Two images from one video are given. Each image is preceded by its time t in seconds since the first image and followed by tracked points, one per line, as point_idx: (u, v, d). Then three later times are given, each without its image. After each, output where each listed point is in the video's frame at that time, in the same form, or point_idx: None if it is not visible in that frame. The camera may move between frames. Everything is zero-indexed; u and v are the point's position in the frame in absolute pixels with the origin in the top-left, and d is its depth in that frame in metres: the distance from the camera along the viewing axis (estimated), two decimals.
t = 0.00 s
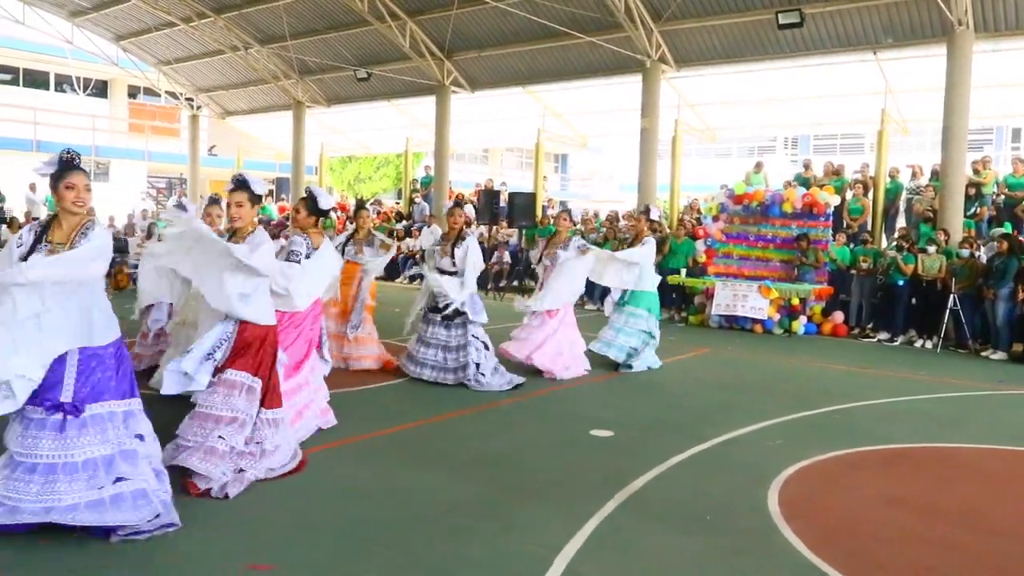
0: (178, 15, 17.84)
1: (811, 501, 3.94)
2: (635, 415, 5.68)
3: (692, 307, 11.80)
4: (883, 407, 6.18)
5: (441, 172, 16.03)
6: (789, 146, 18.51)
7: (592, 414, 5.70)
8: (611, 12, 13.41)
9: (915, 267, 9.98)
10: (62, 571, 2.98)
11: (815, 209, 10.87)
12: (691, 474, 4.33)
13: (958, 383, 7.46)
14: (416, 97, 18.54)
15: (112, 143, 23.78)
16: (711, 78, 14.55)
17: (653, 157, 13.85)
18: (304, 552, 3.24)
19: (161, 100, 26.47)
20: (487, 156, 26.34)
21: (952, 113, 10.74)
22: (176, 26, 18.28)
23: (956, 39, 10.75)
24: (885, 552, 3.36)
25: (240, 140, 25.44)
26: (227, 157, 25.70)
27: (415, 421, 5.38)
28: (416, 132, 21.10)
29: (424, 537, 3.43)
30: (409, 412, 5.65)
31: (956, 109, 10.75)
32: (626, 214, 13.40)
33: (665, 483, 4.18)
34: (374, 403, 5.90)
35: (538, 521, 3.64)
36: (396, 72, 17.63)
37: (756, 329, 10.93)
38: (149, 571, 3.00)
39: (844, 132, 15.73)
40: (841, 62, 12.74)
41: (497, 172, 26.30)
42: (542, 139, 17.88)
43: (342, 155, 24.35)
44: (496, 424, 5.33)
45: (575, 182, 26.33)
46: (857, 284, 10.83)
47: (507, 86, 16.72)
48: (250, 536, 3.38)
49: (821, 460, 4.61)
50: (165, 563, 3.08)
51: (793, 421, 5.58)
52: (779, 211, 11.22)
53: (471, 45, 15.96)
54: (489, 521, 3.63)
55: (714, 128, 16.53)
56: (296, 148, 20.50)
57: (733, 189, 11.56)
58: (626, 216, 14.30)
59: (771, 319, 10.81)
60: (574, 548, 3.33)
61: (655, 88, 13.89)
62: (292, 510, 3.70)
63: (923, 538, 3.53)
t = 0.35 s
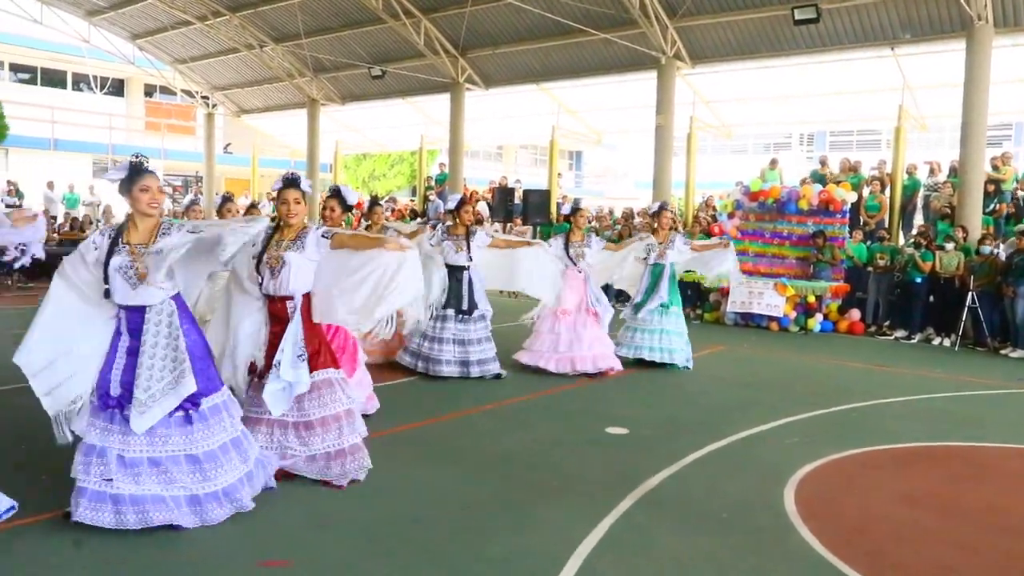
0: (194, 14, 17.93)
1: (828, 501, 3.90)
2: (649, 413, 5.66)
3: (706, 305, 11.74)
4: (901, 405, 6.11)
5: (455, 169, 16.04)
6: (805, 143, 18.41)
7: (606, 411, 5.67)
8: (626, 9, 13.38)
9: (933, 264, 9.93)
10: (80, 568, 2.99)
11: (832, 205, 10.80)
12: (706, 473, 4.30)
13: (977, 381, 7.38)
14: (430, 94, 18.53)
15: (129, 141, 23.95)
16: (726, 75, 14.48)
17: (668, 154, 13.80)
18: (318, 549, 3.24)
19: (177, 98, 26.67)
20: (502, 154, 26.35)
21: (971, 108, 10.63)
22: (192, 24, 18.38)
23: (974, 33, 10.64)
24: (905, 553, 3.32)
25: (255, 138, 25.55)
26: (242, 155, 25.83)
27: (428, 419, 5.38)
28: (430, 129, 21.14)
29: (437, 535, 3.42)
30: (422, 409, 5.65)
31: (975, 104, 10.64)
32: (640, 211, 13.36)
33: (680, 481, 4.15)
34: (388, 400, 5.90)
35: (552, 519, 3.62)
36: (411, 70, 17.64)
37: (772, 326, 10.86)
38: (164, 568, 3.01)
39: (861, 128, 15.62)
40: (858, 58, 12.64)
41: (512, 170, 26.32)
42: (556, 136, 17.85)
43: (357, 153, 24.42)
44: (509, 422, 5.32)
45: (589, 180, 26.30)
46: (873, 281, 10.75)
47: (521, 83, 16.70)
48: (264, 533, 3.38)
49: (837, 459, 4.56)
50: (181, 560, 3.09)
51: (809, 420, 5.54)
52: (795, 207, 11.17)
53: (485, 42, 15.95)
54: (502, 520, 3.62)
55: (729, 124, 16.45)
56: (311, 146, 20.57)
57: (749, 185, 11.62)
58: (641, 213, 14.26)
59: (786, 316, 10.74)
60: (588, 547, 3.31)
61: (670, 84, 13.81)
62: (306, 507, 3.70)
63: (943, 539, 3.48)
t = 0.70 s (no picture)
0: (209, 11, 18.03)
1: (841, 498, 3.88)
2: (662, 410, 5.64)
3: (721, 302, 11.69)
4: (916, 403, 6.07)
5: (468, 165, 16.01)
6: (821, 139, 18.27)
7: (618, 408, 5.66)
8: (639, 4, 13.33)
9: (949, 261, 9.83)
10: (94, 560, 3.04)
11: (846, 202, 10.71)
12: (718, 469, 4.29)
13: (994, 379, 7.30)
14: (443, 90, 18.54)
15: (144, 138, 24.10)
16: (741, 70, 14.40)
17: (682, 150, 13.75)
18: (331, 543, 3.26)
19: (192, 95, 26.83)
20: (515, 150, 26.37)
21: (989, 103, 10.53)
22: (206, 21, 18.47)
23: (992, 27, 10.53)
24: (917, 551, 3.30)
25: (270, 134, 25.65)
26: (256, 152, 25.95)
27: (440, 414, 5.40)
28: (443, 125, 21.12)
29: (450, 530, 3.44)
30: (434, 405, 5.67)
31: (994, 99, 10.54)
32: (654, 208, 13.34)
33: (692, 478, 4.14)
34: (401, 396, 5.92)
35: (564, 516, 3.62)
36: (424, 66, 17.65)
37: (786, 323, 10.79)
38: (178, 561, 3.04)
39: (877, 123, 15.50)
40: (874, 53, 12.53)
41: (525, 166, 26.30)
42: (570, 132, 17.82)
43: (370, 149, 24.49)
44: (521, 418, 5.33)
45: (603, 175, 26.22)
46: (889, 277, 10.67)
47: (535, 79, 16.67)
48: (276, 527, 3.40)
49: (850, 457, 4.54)
50: (195, 553, 3.12)
51: (824, 417, 5.51)
52: (809, 204, 11.11)
53: (498, 38, 15.93)
54: (514, 515, 3.62)
55: (743, 120, 16.36)
56: (324, 142, 20.63)
57: (763, 182, 11.56)
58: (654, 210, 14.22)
59: (801, 313, 10.68)
60: (599, 542, 3.32)
61: (684, 79, 13.75)
62: (317, 501, 3.72)
63: (956, 537, 3.46)
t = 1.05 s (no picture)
0: (220, 5, 18.13)
1: (839, 493, 3.90)
2: (664, 405, 5.65)
3: (728, 297, 11.67)
4: (920, 400, 6.06)
5: (478, 159, 16.06)
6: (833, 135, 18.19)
7: (621, 403, 5.68)
8: None
9: (959, 258, 9.81)
10: (102, 545, 3.11)
11: (856, 197, 10.67)
12: (718, 464, 4.31)
13: (1000, 377, 7.28)
14: (453, 85, 18.57)
15: (157, 132, 24.26)
16: (751, 66, 14.36)
17: (691, 145, 13.73)
18: (331, 533, 3.30)
19: (204, 89, 26.97)
20: (526, 145, 26.40)
21: (1000, 99, 10.47)
22: (218, 16, 18.57)
23: (1004, 23, 10.47)
24: (914, 547, 3.32)
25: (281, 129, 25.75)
26: (268, 146, 26.07)
27: (443, 408, 5.43)
28: (453, 120, 21.15)
29: (449, 521, 3.48)
30: (437, 398, 5.70)
31: (1004, 96, 10.48)
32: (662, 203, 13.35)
33: (692, 473, 4.16)
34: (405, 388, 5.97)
35: (563, 509, 3.65)
36: (434, 61, 17.67)
37: (793, 320, 10.77)
38: (180, 550, 3.09)
39: (888, 119, 15.42)
40: (885, 48, 12.47)
41: (536, 161, 26.28)
42: (579, 128, 17.81)
43: (381, 144, 24.58)
44: (524, 411, 5.36)
45: (614, 171, 26.19)
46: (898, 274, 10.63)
47: (545, 74, 16.67)
48: (277, 517, 3.45)
49: (851, 453, 4.55)
50: (197, 542, 3.17)
51: (826, 413, 5.52)
52: (818, 200, 11.05)
53: (508, 33, 15.94)
54: (513, 508, 3.66)
55: (753, 116, 16.32)
56: (335, 137, 20.70)
57: (771, 177, 11.47)
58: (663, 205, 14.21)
59: (808, 309, 10.65)
60: (596, 535, 3.35)
61: (693, 75, 13.73)
62: (319, 492, 3.76)
63: (955, 533, 3.47)
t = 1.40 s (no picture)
0: None
1: (833, 483, 3.94)
2: (663, 394, 5.71)
3: (733, 288, 11.70)
4: (919, 391, 6.09)
5: (485, 152, 16.13)
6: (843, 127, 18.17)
7: (620, 392, 5.74)
8: None
9: (964, 249, 9.81)
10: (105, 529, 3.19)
11: (861, 189, 10.69)
12: (714, 452, 4.37)
13: (1003, 368, 7.29)
14: (460, 77, 18.59)
15: (166, 125, 24.40)
16: (758, 57, 14.33)
17: (697, 137, 13.73)
18: (328, 516, 3.38)
19: (213, 82, 27.05)
20: (535, 137, 26.44)
21: (1007, 90, 10.43)
22: (226, 9, 18.66)
23: (1012, 14, 10.41)
24: (904, 535, 3.37)
25: (289, 121, 25.86)
26: (277, 138, 26.20)
27: (445, 395, 5.51)
28: (460, 113, 21.21)
29: (445, 506, 3.55)
30: (440, 386, 5.78)
31: (1012, 87, 10.44)
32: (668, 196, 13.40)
33: (687, 460, 4.22)
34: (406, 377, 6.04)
35: (558, 493, 3.72)
36: (441, 53, 17.71)
37: (798, 311, 10.79)
38: (182, 532, 3.17)
39: (897, 111, 15.37)
40: (892, 40, 12.43)
41: (544, 153, 26.31)
42: (586, 119, 17.84)
43: (389, 136, 24.67)
44: (524, 399, 5.43)
45: (622, 163, 26.19)
46: (904, 266, 10.65)
47: (552, 66, 16.68)
48: (277, 500, 3.53)
49: (848, 442, 4.59)
50: (198, 525, 3.25)
51: (825, 403, 5.56)
52: (824, 191, 11.08)
53: (515, 25, 15.96)
54: (508, 493, 3.72)
55: (760, 108, 16.31)
56: (343, 129, 20.77)
57: (777, 169, 11.49)
58: (669, 197, 14.21)
59: (813, 301, 10.68)
60: (589, 520, 3.41)
61: (700, 67, 13.72)
62: (319, 476, 3.84)
63: (945, 521, 3.51)
